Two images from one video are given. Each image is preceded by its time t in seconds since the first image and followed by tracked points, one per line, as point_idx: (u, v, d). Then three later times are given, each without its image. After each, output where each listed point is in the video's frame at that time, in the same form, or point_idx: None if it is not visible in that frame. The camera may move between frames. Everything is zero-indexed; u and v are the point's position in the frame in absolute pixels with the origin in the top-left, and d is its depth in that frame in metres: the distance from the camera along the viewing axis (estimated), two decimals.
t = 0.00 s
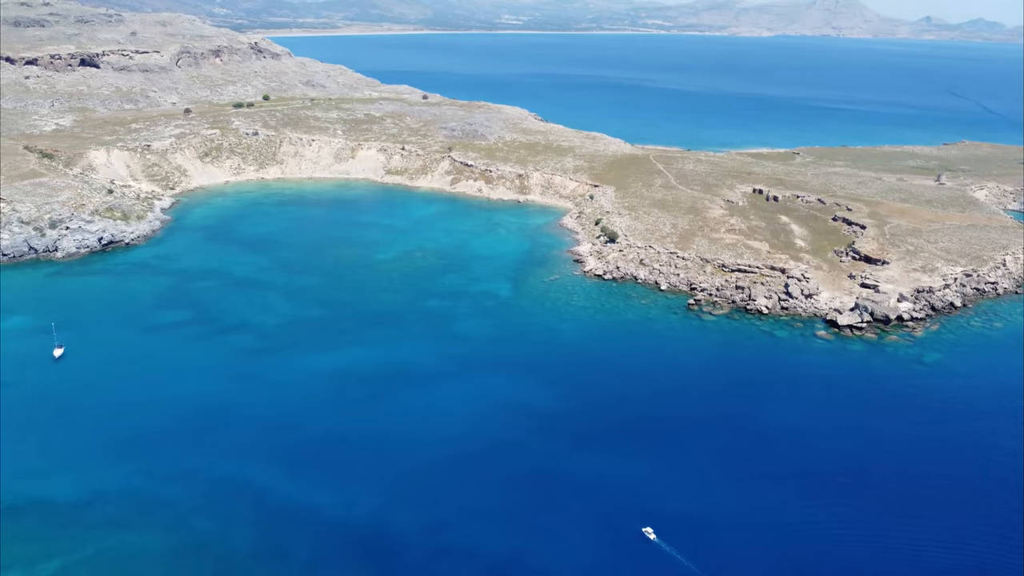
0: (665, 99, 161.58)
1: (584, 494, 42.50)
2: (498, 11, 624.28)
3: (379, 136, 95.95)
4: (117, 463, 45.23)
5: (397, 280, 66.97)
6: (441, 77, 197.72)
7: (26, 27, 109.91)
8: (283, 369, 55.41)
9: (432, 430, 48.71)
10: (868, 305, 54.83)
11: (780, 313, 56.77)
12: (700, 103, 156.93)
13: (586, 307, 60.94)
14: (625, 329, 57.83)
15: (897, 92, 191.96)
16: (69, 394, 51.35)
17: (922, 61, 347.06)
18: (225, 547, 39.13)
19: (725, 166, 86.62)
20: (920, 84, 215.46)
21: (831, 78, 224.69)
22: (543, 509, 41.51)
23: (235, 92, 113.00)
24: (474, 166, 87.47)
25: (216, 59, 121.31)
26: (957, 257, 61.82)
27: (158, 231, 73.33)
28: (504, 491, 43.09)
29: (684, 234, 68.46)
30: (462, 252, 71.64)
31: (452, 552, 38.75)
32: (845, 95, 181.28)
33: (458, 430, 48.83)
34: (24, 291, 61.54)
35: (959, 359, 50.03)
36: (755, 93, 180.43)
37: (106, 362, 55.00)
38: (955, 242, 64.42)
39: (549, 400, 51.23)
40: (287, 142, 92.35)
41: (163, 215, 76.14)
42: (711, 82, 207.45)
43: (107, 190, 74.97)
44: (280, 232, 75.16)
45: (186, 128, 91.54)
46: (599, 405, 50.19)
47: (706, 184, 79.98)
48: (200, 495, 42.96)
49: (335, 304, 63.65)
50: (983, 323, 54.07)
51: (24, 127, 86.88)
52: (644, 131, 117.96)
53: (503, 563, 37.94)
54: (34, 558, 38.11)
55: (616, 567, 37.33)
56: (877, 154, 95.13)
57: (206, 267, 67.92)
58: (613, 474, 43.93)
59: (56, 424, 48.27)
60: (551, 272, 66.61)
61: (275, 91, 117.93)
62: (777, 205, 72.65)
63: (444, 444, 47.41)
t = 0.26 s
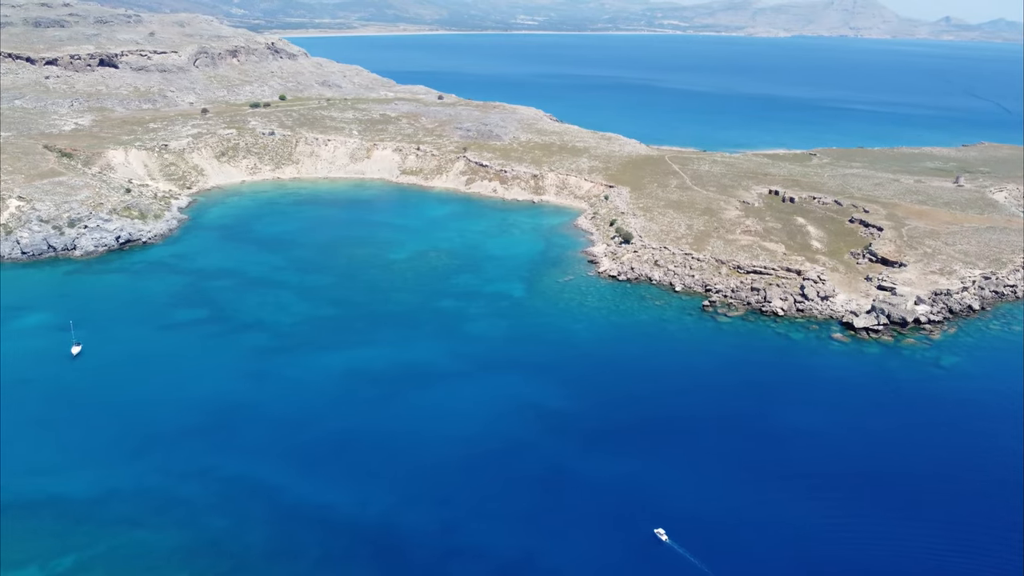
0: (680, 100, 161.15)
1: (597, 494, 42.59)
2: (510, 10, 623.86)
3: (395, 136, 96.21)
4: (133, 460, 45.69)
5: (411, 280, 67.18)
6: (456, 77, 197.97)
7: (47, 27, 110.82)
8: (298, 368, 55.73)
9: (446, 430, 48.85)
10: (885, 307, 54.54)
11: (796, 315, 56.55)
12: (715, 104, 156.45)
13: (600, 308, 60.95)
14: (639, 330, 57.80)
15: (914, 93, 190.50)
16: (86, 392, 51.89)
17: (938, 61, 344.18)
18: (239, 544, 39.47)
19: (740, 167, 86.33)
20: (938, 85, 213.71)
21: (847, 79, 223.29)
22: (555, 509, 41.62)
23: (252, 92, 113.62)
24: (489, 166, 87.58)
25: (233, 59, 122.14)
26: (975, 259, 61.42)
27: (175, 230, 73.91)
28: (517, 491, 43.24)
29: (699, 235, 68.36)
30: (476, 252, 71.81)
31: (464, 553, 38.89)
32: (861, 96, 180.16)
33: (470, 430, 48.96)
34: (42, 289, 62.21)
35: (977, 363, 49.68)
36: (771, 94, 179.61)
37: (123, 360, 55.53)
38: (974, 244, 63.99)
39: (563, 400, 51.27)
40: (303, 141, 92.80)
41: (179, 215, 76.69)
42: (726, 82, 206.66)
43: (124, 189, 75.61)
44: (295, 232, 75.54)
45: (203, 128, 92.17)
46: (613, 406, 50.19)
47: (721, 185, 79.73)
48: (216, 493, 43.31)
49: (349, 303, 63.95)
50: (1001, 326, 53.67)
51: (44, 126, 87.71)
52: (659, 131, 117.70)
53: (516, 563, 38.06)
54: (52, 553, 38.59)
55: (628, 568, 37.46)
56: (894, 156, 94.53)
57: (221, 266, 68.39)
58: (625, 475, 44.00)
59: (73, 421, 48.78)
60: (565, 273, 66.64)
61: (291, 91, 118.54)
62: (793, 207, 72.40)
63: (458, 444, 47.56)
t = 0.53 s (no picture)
0: (693, 100, 160.75)
1: (607, 495, 42.61)
2: (522, 11, 621.90)
3: (408, 136, 96.41)
4: (146, 458, 46.04)
5: (423, 280, 67.35)
6: (468, 77, 198.06)
7: (63, 27, 111.67)
8: (310, 367, 55.97)
9: (457, 430, 48.95)
10: (899, 309, 54.24)
11: (809, 317, 56.33)
12: (728, 104, 155.93)
13: (612, 309, 60.93)
14: (652, 331, 57.73)
15: (930, 94, 189.21)
16: (100, 390, 52.32)
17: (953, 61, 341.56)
18: (249, 543, 39.69)
19: (754, 168, 86.06)
20: (953, 86, 212.08)
21: (860, 79, 222.02)
22: (565, 509, 41.64)
23: (266, 92, 114.16)
24: (501, 167, 87.64)
25: (248, 60, 122.86)
26: (990, 262, 61.03)
27: (189, 229, 74.39)
28: (527, 492, 43.28)
29: (711, 236, 68.24)
30: (488, 252, 71.93)
31: (473, 553, 38.97)
32: (876, 96, 179.08)
33: (481, 431, 49.03)
34: (57, 287, 62.77)
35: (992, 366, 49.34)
36: (784, 94, 178.82)
37: (136, 358, 55.95)
38: (989, 247, 63.56)
39: (574, 401, 51.27)
40: (316, 141, 93.15)
41: (193, 214, 77.17)
42: (739, 83, 206.06)
43: (139, 189, 76.17)
44: (308, 231, 75.85)
45: (217, 128, 92.68)
46: (624, 407, 50.16)
47: (734, 186, 79.52)
48: (228, 491, 43.59)
49: (361, 303, 64.18)
50: (1016, 329, 53.26)
51: (60, 125, 88.44)
52: (672, 132, 117.46)
53: (526, 563, 38.12)
54: (65, 550, 38.96)
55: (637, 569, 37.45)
56: (910, 157, 93.92)
57: (234, 265, 68.78)
58: (635, 476, 43.99)
59: (87, 419, 49.17)
60: (577, 274, 66.64)
61: (304, 91, 119.01)
62: (807, 208, 72.14)
63: (469, 445, 47.67)
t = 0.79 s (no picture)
0: (708, 102, 160.29)
1: (619, 497, 42.57)
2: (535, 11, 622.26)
3: (423, 137, 96.67)
4: (163, 455, 46.46)
5: (438, 280, 67.57)
6: (483, 78, 198.20)
7: (83, 28, 112.66)
8: (325, 367, 56.24)
9: (471, 431, 49.02)
10: (916, 313, 53.89)
11: (825, 320, 56.05)
12: (744, 105, 155.34)
13: (626, 311, 60.88)
14: (666, 332, 57.64)
15: (948, 95, 187.68)
16: (118, 387, 52.86)
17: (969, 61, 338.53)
18: (265, 541, 39.99)
19: (770, 169, 85.72)
20: (972, 87, 210.17)
21: (877, 81, 220.56)
22: (577, 511, 41.65)
23: (283, 92, 114.75)
24: (517, 167, 87.71)
25: (265, 60, 123.65)
26: (1010, 265, 60.54)
27: (206, 229, 74.98)
28: (539, 493, 43.31)
29: (727, 238, 68.06)
30: (503, 253, 72.06)
31: (487, 553, 39.09)
32: (893, 98, 177.83)
33: (495, 431, 49.14)
34: (76, 285, 63.46)
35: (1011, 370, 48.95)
36: (800, 96, 177.91)
37: (152, 356, 56.44)
38: (1009, 250, 63.03)
39: (588, 403, 51.31)
40: (332, 141, 93.58)
41: (210, 213, 77.76)
42: (754, 84, 205.20)
43: (157, 188, 76.80)
44: (323, 231, 76.25)
45: (234, 128, 93.32)
46: (638, 409, 50.12)
47: (751, 187, 79.26)
48: (243, 490, 43.90)
49: (375, 303, 64.42)
50: None
51: (79, 125, 89.27)
52: (687, 133, 117.19)
53: (539, 565, 38.19)
54: (83, 545, 39.42)
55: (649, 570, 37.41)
56: (928, 159, 93.22)
57: (250, 265, 69.23)
58: (648, 478, 43.96)
59: (104, 417, 49.65)
60: (592, 275, 66.64)
61: (321, 91, 119.54)
62: (824, 210, 71.82)
63: (482, 445, 47.76)
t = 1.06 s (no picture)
0: (721, 103, 159.67)
1: (629, 498, 42.63)
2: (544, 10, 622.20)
3: (435, 137, 96.85)
4: (176, 453, 46.84)
5: (449, 281, 67.75)
6: (495, 78, 198.18)
7: (98, 29, 113.40)
8: (337, 366, 56.51)
9: (481, 431, 49.15)
10: (930, 315, 53.65)
11: (838, 322, 55.88)
12: (757, 106, 154.66)
13: (638, 312, 60.87)
14: (678, 334, 57.59)
15: (963, 96, 186.09)
16: (132, 385, 53.29)
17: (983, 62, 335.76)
18: (276, 539, 40.25)
19: (783, 171, 85.43)
20: (987, 88, 208.30)
21: (891, 82, 219.00)
22: (587, 511, 41.74)
23: (295, 92, 115.17)
24: (528, 168, 87.76)
25: (278, 61, 124.17)
26: None
27: (219, 229, 75.46)
28: (550, 493, 43.41)
29: (739, 239, 67.96)
30: (515, 253, 72.17)
31: (498, 553, 39.19)
32: (908, 99, 176.50)
33: (506, 431, 49.26)
34: (91, 284, 64.00)
35: None
36: (814, 97, 176.94)
37: (165, 354, 56.88)
38: None
39: (598, 403, 51.34)
40: (345, 142, 93.89)
41: (223, 213, 78.25)
42: (766, 84, 204.35)
43: (170, 188, 77.32)
44: (335, 231, 76.58)
45: (248, 128, 93.78)
46: (649, 410, 50.14)
47: (763, 189, 79.05)
48: (254, 488, 44.18)
49: (387, 303, 64.66)
50: None
51: (94, 125, 89.92)
52: (700, 134, 116.80)
53: (549, 565, 38.28)
54: (97, 542, 39.79)
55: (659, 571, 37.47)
56: (943, 161, 92.60)
57: (263, 264, 69.63)
58: (658, 479, 44.00)
59: (118, 414, 50.11)
60: (603, 276, 66.67)
61: (333, 92, 119.87)
62: (837, 212, 71.58)
63: (493, 445, 47.88)
